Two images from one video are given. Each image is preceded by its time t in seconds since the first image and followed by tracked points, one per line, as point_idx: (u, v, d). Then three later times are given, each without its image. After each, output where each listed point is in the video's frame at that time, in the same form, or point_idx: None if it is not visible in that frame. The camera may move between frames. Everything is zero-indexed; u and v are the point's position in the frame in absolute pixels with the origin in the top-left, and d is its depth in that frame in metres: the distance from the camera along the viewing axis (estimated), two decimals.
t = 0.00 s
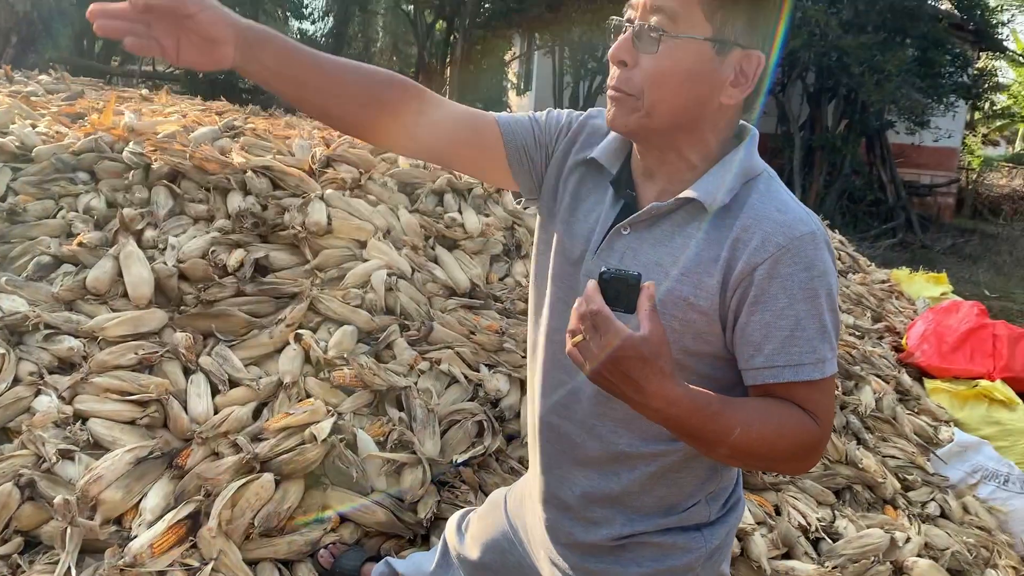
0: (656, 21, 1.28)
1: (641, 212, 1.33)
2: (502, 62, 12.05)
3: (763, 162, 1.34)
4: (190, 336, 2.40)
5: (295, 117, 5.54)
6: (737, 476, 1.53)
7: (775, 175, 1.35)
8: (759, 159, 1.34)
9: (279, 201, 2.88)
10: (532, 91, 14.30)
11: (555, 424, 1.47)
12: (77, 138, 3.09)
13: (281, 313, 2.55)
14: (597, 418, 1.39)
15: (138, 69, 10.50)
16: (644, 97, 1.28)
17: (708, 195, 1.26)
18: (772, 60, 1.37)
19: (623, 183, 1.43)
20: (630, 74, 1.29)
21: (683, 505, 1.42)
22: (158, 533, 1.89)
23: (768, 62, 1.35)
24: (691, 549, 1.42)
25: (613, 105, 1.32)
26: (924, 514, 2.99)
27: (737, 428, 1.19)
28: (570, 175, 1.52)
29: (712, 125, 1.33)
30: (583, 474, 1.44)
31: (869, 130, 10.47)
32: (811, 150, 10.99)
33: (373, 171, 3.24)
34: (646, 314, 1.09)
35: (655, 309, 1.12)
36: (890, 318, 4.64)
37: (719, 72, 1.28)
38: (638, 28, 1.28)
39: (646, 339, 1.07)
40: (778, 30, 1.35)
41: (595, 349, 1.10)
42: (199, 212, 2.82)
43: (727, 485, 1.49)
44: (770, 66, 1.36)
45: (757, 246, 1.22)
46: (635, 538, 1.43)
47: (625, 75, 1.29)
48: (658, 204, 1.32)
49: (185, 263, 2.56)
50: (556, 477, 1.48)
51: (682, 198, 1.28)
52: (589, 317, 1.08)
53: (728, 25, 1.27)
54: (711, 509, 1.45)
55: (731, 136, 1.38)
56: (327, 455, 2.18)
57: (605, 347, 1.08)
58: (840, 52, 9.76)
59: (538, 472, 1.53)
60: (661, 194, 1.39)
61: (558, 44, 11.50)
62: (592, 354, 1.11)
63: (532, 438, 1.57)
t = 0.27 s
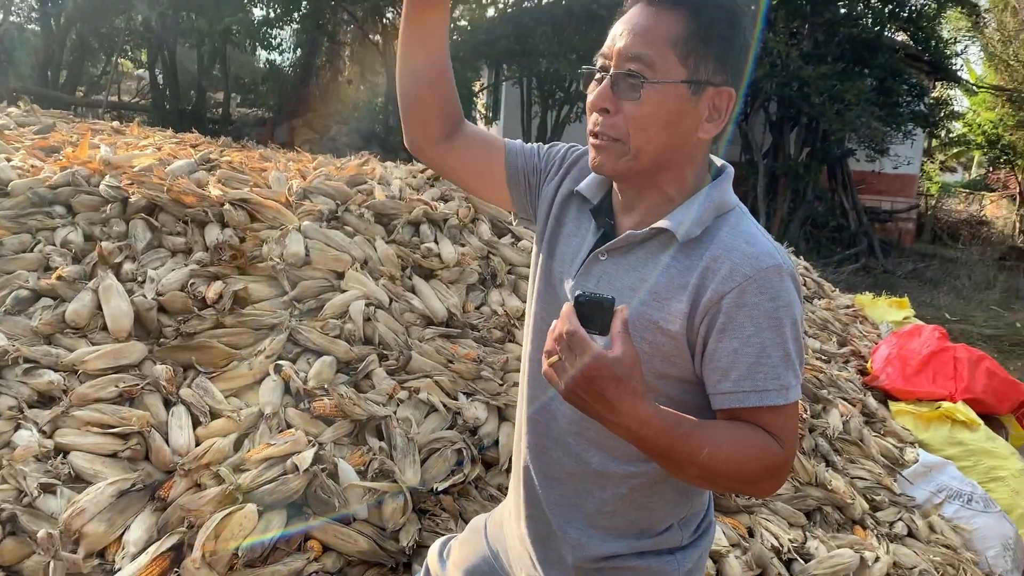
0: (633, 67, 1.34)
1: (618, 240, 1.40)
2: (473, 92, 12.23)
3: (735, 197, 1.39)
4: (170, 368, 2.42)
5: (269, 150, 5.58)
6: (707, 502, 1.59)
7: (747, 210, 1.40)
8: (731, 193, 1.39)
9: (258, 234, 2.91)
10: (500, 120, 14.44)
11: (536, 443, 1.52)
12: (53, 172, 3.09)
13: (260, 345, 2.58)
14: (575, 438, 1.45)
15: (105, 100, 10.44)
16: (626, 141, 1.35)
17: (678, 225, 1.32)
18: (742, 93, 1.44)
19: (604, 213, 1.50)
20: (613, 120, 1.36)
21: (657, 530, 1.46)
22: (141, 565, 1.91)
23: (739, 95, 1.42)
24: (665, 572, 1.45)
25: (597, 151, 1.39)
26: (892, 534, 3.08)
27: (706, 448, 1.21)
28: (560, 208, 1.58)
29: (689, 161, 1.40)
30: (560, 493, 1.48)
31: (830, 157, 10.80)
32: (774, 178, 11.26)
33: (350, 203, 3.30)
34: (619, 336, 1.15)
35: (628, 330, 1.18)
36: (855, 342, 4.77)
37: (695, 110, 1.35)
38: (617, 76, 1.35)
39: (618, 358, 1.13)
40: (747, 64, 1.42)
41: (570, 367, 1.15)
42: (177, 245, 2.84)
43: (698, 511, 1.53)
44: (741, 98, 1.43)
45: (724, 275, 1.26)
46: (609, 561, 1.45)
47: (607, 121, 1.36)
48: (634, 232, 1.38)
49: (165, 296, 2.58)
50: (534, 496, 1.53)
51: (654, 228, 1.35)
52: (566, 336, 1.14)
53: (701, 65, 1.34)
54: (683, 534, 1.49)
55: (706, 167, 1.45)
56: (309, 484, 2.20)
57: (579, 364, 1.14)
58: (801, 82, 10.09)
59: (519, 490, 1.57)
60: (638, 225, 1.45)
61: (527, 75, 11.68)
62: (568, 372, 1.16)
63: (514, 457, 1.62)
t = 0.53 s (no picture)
0: (638, 83, 1.39)
1: (605, 254, 1.41)
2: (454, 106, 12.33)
3: (718, 213, 1.43)
4: (157, 379, 2.44)
5: (252, 163, 5.59)
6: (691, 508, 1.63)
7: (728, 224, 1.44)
8: (714, 209, 1.43)
9: (244, 246, 2.94)
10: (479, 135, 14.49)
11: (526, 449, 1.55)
12: (38, 185, 3.10)
13: (247, 356, 2.59)
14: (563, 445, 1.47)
15: (83, 112, 10.37)
16: (625, 153, 1.38)
17: (665, 238, 1.35)
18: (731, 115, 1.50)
19: (591, 227, 1.54)
20: (613, 133, 1.39)
21: (644, 535, 1.50)
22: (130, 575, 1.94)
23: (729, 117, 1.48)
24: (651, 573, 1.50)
25: (594, 160, 1.42)
26: (869, 541, 3.15)
27: (690, 454, 1.24)
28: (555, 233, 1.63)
29: (681, 178, 1.45)
30: (548, 499, 1.51)
31: (807, 172, 11.08)
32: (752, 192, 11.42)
33: (335, 216, 3.33)
34: (608, 345, 1.18)
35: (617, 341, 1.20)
36: (831, 353, 4.86)
37: (695, 126, 1.40)
38: (623, 89, 1.39)
39: (607, 368, 1.16)
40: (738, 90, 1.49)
41: (561, 375, 1.18)
42: (163, 258, 2.86)
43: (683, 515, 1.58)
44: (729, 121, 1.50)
45: (708, 288, 1.29)
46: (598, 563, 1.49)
47: (608, 133, 1.39)
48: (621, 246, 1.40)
49: (151, 308, 2.61)
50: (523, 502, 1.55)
51: (641, 242, 1.37)
52: (558, 345, 1.17)
53: (703, 85, 1.40)
54: (669, 536, 1.54)
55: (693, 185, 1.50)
56: (296, 494, 2.21)
57: (569, 374, 1.17)
58: (777, 99, 10.22)
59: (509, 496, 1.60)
60: (627, 238, 1.48)
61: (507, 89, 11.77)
62: (558, 381, 1.19)
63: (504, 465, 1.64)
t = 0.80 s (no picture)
0: (601, 113, 1.40)
1: (602, 260, 1.43)
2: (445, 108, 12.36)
3: (709, 215, 1.44)
4: (149, 379, 2.45)
5: (241, 163, 5.59)
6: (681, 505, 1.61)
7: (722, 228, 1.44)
8: (705, 212, 1.44)
9: (236, 247, 2.95)
10: (470, 138, 14.59)
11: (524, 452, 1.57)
12: (29, 184, 3.09)
13: (239, 356, 2.60)
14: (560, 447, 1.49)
15: (72, 112, 10.32)
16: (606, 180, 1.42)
17: (659, 245, 1.36)
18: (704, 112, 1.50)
19: (581, 238, 1.56)
20: (590, 166, 1.42)
21: (638, 532, 1.49)
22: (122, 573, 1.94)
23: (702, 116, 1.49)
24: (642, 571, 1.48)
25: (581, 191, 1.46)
26: (854, 543, 3.20)
27: (694, 455, 1.27)
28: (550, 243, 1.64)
29: (668, 184, 1.47)
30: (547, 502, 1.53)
31: (795, 177, 11.14)
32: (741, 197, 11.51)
33: (327, 217, 3.34)
34: (612, 354, 1.21)
35: (619, 348, 1.24)
36: (818, 357, 4.91)
37: (666, 138, 1.42)
38: (588, 121, 1.41)
39: (612, 375, 1.20)
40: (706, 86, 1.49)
41: (568, 384, 1.22)
42: (155, 257, 2.87)
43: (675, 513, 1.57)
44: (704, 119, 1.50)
45: (705, 292, 1.31)
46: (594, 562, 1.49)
47: (587, 166, 1.43)
48: (616, 252, 1.42)
49: (143, 308, 2.62)
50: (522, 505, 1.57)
51: (636, 249, 1.39)
52: (562, 356, 1.21)
53: (666, 97, 1.41)
54: (661, 534, 1.52)
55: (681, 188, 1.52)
56: (288, 494, 2.25)
57: (576, 382, 1.21)
58: (766, 104, 10.26)
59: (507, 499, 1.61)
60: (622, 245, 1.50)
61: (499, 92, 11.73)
62: (564, 390, 1.23)
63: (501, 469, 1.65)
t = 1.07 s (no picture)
0: (554, 125, 1.45)
1: (598, 257, 1.46)
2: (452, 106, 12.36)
3: (709, 212, 1.46)
4: (154, 370, 2.47)
5: (248, 159, 5.61)
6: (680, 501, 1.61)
7: (721, 226, 1.46)
8: (704, 208, 1.46)
9: (242, 241, 2.97)
10: (477, 136, 14.60)
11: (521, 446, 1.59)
12: (37, 177, 3.11)
13: (244, 349, 2.63)
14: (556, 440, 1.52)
15: (81, 105, 10.34)
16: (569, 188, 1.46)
17: (652, 242, 1.39)
18: (676, 104, 1.46)
19: (583, 236, 1.56)
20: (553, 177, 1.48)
21: (633, 527, 1.50)
22: (125, 562, 1.95)
23: (668, 109, 1.45)
24: (634, 565, 1.50)
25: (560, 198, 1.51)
26: (853, 541, 3.21)
27: (683, 449, 1.27)
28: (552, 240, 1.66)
29: (640, 184, 1.46)
30: (543, 496, 1.54)
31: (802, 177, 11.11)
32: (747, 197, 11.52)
33: (332, 213, 3.36)
34: (597, 348, 1.24)
35: (605, 342, 1.26)
36: (821, 357, 4.91)
37: (613, 140, 1.42)
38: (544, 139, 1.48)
39: (597, 368, 1.22)
40: (671, 77, 1.45)
41: (552, 376, 1.24)
42: (161, 251, 2.89)
43: (672, 510, 1.57)
44: (678, 114, 1.46)
45: (698, 287, 1.32)
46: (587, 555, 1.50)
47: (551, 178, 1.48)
48: (613, 249, 1.45)
49: (149, 300, 2.64)
50: (518, 499, 1.59)
51: (631, 245, 1.42)
52: (547, 349, 1.24)
53: (602, 101, 1.42)
54: (655, 529, 1.52)
55: (671, 186, 1.51)
56: (290, 486, 2.27)
57: (561, 375, 1.24)
58: (773, 104, 10.31)
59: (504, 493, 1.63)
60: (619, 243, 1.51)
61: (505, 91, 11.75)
62: (550, 383, 1.26)
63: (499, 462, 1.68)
